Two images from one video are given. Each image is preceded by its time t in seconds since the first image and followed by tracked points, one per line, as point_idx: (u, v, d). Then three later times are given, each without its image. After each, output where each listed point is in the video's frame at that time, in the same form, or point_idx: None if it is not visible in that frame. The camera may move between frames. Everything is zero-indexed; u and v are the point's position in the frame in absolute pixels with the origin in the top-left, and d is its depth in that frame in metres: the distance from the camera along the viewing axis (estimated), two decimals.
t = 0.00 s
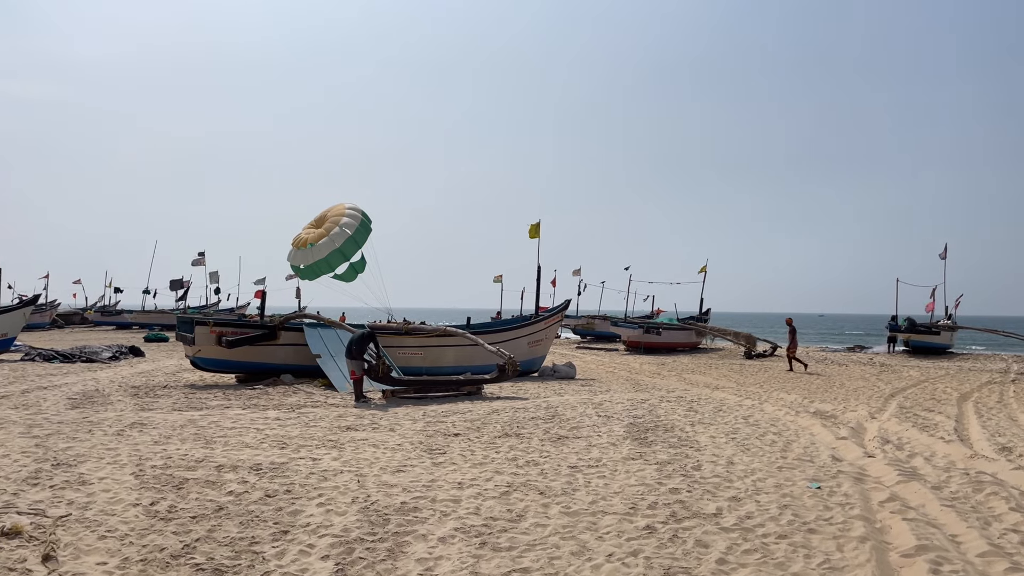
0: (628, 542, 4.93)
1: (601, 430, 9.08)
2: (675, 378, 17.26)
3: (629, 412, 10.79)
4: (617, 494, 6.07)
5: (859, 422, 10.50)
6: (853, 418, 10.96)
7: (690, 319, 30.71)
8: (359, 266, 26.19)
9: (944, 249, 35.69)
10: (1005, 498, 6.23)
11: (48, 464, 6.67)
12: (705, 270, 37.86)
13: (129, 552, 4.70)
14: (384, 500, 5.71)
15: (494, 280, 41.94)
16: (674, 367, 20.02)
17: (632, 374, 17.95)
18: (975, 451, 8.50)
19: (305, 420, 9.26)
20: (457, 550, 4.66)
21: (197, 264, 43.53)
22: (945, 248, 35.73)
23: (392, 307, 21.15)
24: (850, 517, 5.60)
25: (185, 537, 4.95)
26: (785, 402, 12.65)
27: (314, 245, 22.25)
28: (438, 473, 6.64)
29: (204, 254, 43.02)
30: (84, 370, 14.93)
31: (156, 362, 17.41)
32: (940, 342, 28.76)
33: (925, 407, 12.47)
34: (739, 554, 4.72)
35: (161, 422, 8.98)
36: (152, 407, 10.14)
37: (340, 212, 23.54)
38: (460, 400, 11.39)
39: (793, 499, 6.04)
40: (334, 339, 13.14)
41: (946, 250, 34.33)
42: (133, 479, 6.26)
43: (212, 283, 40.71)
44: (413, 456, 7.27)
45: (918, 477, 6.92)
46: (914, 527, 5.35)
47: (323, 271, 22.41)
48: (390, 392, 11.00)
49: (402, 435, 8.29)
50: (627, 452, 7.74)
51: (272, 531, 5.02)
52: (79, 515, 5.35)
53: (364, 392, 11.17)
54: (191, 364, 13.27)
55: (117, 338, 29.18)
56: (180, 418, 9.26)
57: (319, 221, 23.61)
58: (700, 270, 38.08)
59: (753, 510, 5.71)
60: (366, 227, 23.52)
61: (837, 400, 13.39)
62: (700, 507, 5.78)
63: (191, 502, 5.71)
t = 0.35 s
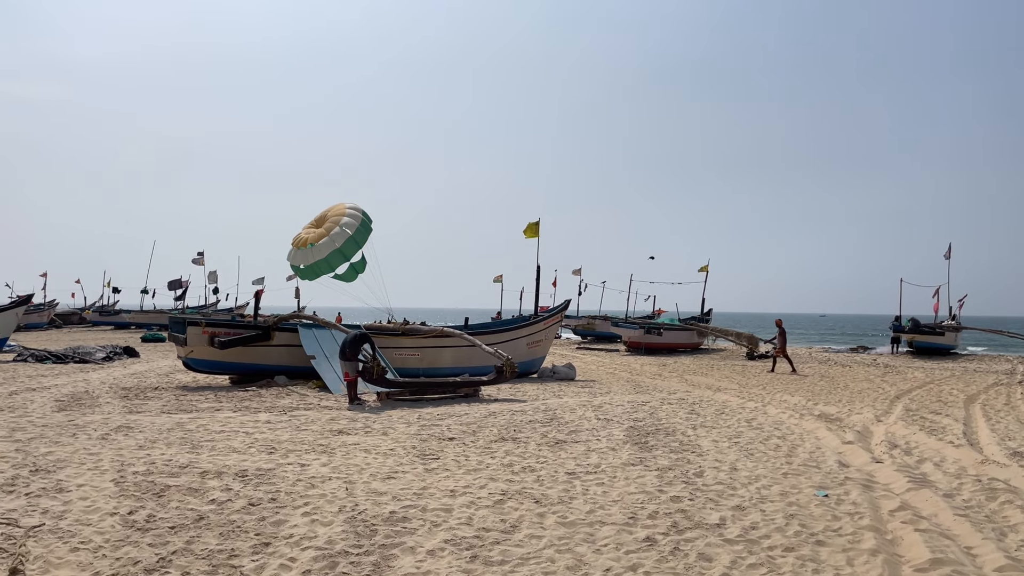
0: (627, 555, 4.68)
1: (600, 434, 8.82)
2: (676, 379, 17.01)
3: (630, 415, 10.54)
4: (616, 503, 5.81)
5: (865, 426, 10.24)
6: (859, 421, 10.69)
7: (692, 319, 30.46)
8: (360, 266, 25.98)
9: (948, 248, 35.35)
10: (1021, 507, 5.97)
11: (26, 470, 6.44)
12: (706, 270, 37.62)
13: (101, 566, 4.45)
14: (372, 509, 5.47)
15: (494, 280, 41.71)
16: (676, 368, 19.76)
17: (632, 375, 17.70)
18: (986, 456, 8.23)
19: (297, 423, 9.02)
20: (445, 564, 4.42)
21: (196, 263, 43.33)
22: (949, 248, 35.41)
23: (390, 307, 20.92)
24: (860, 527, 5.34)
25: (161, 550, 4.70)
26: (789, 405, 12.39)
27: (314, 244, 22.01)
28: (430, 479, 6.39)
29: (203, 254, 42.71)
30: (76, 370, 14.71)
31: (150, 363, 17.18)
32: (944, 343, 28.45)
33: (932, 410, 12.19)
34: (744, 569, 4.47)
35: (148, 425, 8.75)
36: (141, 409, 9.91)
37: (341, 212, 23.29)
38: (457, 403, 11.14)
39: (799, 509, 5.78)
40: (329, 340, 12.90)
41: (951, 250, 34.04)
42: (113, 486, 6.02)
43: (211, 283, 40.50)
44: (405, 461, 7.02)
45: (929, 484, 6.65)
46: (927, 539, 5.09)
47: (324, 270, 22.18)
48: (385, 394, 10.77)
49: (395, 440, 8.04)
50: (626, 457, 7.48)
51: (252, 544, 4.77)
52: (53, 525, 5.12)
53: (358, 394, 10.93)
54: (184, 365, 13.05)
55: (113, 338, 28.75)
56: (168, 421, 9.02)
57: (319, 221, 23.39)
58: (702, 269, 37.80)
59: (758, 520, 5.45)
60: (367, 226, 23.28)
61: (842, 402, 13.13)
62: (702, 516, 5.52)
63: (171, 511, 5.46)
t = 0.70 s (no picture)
0: (617, 565, 4.42)
1: (595, 435, 8.56)
2: (676, 379, 16.74)
3: (626, 416, 10.28)
4: (607, 508, 5.56)
5: (868, 427, 9.97)
6: (861, 422, 10.42)
7: (692, 319, 30.21)
8: (360, 266, 25.77)
9: (950, 247, 35.07)
10: None
11: None
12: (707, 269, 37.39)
13: None
14: (351, 515, 5.22)
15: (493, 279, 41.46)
16: (675, 368, 19.49)
17: (631, 375, 17.45)
18: (994, 458, 7.95)
19: (282, 425, 8.77)
20: None
21: (194, 263, 43.10)
22: (952, 247, 35.11)
23: (388, 307, 20.70)
24: (863, 534, 5.08)
25: (126, 559, 4.46)
26: (790, 405, 12.12)
27: (313, 244, 21.75)
28: (415, 483, 6.14)
29: (201, 254, 42.46)
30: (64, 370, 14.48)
31: (141, 363, 16.95)
32: (947, 342, 28.16)
33: (936, 411, 11.92)
34: None
35: (129, 426, 8.51)
36: (124, 410, 9.67)
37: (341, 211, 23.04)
38: (449, 404, 10.88)
39: (800, 514, 5.52)
40: (321, 339, 12.65)
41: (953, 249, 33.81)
42: (84, 491, 5.78)
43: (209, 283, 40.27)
44: (391, 464, 6.76)
45: (934, 487, 6.38)
46: (934, 547, 4.83)
47: (323, 271, 21.97)
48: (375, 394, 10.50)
49: (383, 442, 7.79)
50: (621, 460, 7.22)
51: (222, 552, 4.52)
52: (16, 532, 4.88)
53: (347, 395, 10.66)
54: (173, 365, 12.81)
55: (108, 338, 28.53)
56: (150, 422, 8.78)
57: (319, 221, 23.18)
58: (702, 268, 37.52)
59: (756, 527, 5.19)
60: (367, 226, 23.04)
61: (844, 403, 12.86)
62: (698, 523, 5.26)
63: (141, 517, 5.22)
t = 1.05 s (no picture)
0: None
1: (586, 441, 8.32)
2: (673, 381, 16.50)
3: (620, 420, 10.04)
4: (594, 520, 5.31)
5: (868, 431, 9.73)
6: (860, 426, 10.17)
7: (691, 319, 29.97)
8: (359, 266, 25.61)
9: (951, 247, 34.80)
10: None
11: None
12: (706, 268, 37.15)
13: None
14: (324, 529, 4.98)
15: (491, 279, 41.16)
16: (673, 369, 19.24)
17: (627, 376, 17.22)
18: (997, 464, 7.70)
19: (265, 430, 8.54)
20: None
21: (190, 263, 42.87)
22: (953, 246, 34.84)
23: (385, 307, 20.45)
24: (861, 548, 4.84)
25: None
26: (788, 408, 11.88)
27: (311, 244, 21.53)
28: (395, 493, 5.90)
29: (197, 254, 42.24)
30: (50, 372, 14.25)
31: (131, 364, 16.72)
32: (947, 343, 27.92)
33: (937, 414, 11.68)
34: None
35: (107, 431, 8.28)
36: (104, 414, 9.45)
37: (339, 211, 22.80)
38: (439, 407, 10.65)
39: (795, 526, 5.28)
40: (310, 340, 12.43)
41: (954, 248, 33.59)
42: (48, 501, 5.55)
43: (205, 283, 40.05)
44: (372, 472, 6.53)
45: (936, 497, 6.13)
46: (936, 562, 4.58)
47: (321, 270, 21.76)
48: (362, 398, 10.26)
49: (366, 447, 7.55)
50: (611, 467, 6.97)
51: (184, 569, 4.29)
52: None
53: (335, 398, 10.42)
54: (159, 367, 12.59)
55: (102, 339, 28.30)
56: (129, 427, 8.55)
57: (317, 220, 22.95)
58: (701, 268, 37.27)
59: (749, 540, 4.94)
60: (366, 226, 22.82)
61: (843, 406, 12.62)
62: (688, 536, 5.01)
63: (104, 531, 4.98)
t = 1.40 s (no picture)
0: None
1: (582, 443, 8.05)
2: (672, 380, 16.23)
3: (617, 420, 9.77)
4: (587, 527, 5.05)
5: (873, 432, 9.45)
6: (864, 427, 9.89)
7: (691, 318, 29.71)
8: (358, 265, 25.35)
9: (954, 246, 34.52)
10: None
11: None
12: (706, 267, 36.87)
13: None
14: (303, 537, 4.72)
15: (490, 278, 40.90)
16: (672, 369, 18.97)
17: (626, 376, 16.96)
18: (1007, 467, 7.43)
19: (250, 431, 8.27)
20: None
21: (187, 262, 42.57)
22: (955, 245, 34.56)
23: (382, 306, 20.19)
24: (869, 558, 4.58)
25: None
26: (790, 409, 11.61)
27: (310, 243, 21.24)
28: (380, 498, 5.64)
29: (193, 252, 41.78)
30: (37, 372, 13.99)
31: (121, 363, 16.46)
32: (950, 342, 27.65)
33: (942, 414, 11.41)
34: None
35: (87, 433, 8.02)
36: (87, 415, 9.20)
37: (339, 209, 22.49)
38: (432, 407, 10.39)
39: (799, 534, 5.01)
40: (301, 339, 12.17)
41: (957, 247, 33.32)
42: (15, 507, 5.29)
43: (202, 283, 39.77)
44: (358, 476, 6.26)
45: (946, 502, 5.86)
46: (950, 573, 4.32)
47: (320, 270, 21.49)
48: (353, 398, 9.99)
49: (354, 450, 7.29)
50: (607, 470, 6.70)
51: None
52: None
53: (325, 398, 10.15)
54: (148, 367, 12.33)
55: (95, 338, 28.04)
56: (110, 429, 8.29)
57: (316, 218, 22.66)
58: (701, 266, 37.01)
59: (750, 550, 4.68)
60: (366, 225, 22.52)
61: (846, 406, 12.35)
62: (686, 545, 4.75)
63: (70, 539, 4.72)
